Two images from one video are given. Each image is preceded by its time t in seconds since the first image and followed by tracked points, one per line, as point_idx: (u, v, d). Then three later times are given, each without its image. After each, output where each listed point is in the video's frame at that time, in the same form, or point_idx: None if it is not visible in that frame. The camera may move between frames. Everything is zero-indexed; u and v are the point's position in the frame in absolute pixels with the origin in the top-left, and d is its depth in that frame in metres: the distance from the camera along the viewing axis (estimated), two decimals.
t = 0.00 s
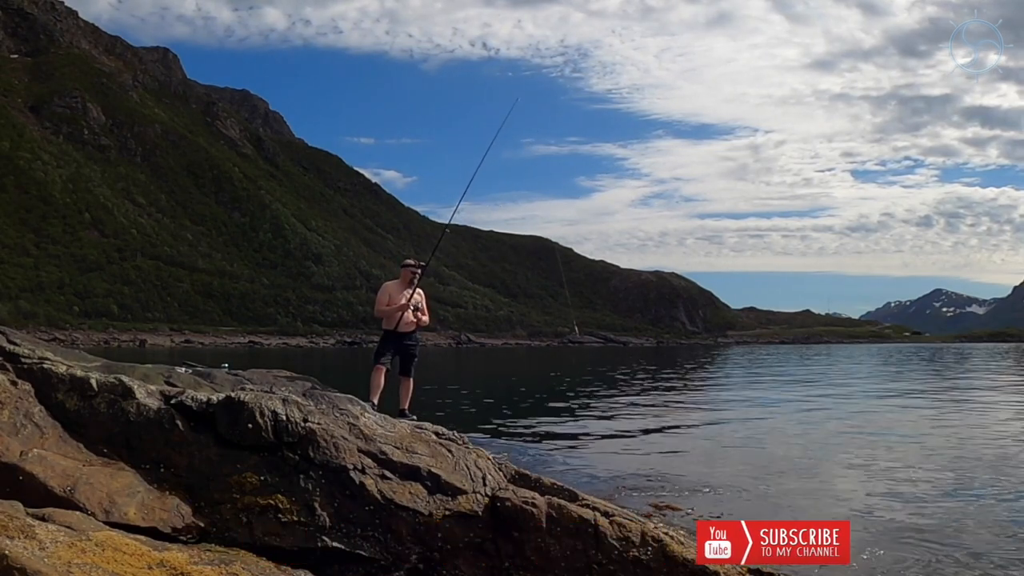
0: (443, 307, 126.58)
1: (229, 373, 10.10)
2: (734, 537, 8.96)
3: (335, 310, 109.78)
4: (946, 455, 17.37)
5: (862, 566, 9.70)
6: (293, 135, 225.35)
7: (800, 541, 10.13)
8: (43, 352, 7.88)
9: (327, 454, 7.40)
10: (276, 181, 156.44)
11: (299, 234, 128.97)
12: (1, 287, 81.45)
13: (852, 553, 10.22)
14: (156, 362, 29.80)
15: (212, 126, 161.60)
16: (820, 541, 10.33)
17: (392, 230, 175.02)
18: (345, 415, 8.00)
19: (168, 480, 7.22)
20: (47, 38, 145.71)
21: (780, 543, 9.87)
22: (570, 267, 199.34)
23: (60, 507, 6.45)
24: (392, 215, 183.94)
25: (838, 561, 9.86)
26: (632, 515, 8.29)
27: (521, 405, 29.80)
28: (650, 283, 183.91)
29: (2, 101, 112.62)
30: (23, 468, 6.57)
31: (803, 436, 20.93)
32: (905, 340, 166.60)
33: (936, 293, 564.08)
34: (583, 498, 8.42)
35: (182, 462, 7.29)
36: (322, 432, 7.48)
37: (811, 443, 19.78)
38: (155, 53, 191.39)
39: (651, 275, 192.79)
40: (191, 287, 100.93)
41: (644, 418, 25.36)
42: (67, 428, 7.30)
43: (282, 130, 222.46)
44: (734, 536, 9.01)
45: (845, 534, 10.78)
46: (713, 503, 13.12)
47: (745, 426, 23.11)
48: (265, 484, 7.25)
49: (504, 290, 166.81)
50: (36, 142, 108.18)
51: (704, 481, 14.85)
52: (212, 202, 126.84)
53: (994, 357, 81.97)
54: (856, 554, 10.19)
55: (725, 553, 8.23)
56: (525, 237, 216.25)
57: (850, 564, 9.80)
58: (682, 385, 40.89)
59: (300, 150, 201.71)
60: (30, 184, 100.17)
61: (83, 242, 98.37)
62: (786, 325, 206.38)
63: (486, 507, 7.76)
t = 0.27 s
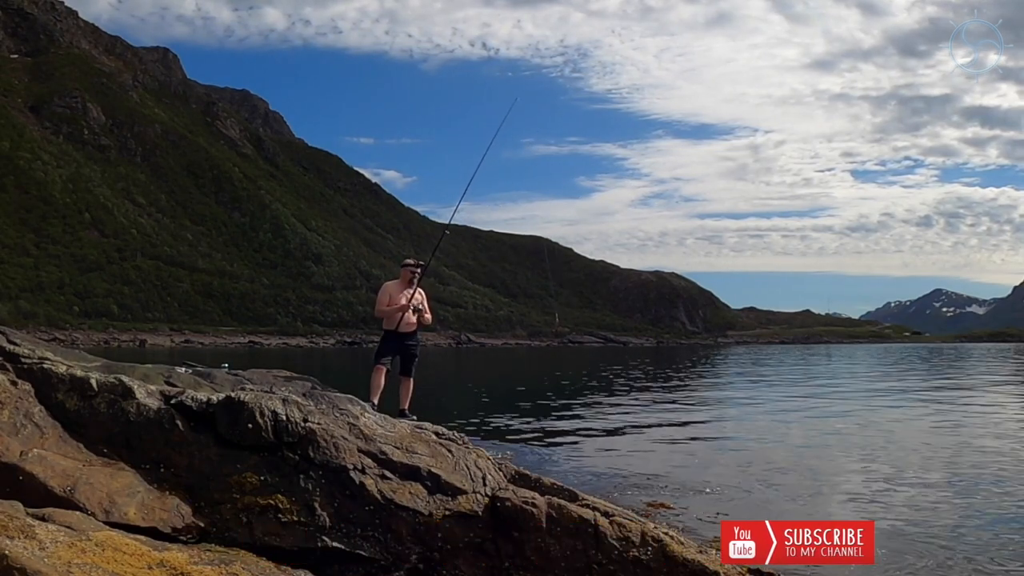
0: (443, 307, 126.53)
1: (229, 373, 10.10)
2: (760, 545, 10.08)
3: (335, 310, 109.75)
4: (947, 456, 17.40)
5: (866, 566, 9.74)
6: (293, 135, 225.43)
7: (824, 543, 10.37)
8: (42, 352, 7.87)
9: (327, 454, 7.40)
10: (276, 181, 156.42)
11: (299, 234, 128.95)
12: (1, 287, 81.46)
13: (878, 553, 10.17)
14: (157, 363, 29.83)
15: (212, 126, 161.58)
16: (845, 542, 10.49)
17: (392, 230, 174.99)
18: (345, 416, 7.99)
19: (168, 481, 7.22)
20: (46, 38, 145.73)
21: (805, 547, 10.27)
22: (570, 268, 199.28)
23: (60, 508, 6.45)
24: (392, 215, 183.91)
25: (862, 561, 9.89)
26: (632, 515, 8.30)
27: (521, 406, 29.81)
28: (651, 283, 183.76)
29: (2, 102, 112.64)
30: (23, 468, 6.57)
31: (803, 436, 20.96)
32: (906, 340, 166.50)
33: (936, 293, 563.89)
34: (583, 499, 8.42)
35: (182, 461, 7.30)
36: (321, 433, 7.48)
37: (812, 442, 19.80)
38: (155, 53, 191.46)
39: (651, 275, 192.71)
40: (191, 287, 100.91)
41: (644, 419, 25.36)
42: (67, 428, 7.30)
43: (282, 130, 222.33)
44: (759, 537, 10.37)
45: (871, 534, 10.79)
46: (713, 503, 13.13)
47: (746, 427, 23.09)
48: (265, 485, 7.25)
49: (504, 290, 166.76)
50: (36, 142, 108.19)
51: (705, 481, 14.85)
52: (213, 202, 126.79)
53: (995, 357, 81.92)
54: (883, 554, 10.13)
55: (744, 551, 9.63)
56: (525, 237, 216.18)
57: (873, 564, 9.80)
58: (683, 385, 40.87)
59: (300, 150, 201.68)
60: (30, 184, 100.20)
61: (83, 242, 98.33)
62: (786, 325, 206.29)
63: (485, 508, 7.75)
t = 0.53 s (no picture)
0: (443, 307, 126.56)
1: (228, 373, 10.10)
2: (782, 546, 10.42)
3: (335, 310, 109.77)
4: (946, 455, 17.43)
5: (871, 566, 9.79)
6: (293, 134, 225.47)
7: (848, 544, 10.51)
8: (43, 352, 7.88)
9: (327, 454, 7.39)
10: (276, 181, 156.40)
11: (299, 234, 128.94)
12: (2, 287, 81.49)
13: (901, 553, 10.20)
14: (157, 363, 29.85)
15: (212, 126, 161.60)
16: (869, 542, 10.58)
17: (392, 230, 175.01)
18: (345, 415, 7.99)
19: (168, 480, 7.22)
20: (46, 38, 145.77)
21: (829, 546, 10.46)
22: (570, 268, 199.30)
23: (60, 508, 6.45)
24: (392, 215, 183.91)
25: (886, 561, 9.94)
26: (632, 515, 8.28)
27: (521, 405, 29.81)
28: (651, 283, 183.70)
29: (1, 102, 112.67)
30: (23, 468, 6.56)
31: (803, 436, 20.99)
32: (905, 340, 166.54)
33: (936, 293, 563.96)
34: (583, 498, 8.42)
35: (182, 461, 7.29)
36: (321, 433, 7.48)
37: (812, 442, 19.82)
38: (155, 53, 191.51)
39: (651, 275, 192.72)
40: (191, 287, 100.90)
41: (643, 419, 25.36)
42: (67, 428, 7.30)
43: (282, 130, 222.30)
44: (783, 537, 10.85)
45: (894, 534, 10.84)
46: (713, 503, 13.15)
47: (746, 427, 23.05)
48: (265, 485, 7.24)
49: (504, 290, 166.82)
50: (36, 142, 108.24)
51: (706, 482, 14.87)
52: (212, 202, 126.78)
53: (994, 357, 81.96)
54: (905, 554, 10.17)
55: (766, 550, 10.25)
56: (525, 237, 216.19)
57: (898, 563, 9.83)
58: (682, 385, 40.88)
59: (299, 150, 201.70)
60: (30, 184, 100.24)
61: (83, 242, 98.34)
62: (786, 325, 206.34)
63: (486, 507, 7.75)
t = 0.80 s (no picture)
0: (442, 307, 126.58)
1: (228, 373, 10.11)
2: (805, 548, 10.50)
3: (335, 310, 109.79)
4: (948, 455, 17.44)
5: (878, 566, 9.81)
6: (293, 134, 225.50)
7: (873, 544, 10.56)
8: (43, 352, 7.87)
9: (327, 455, 7.39)
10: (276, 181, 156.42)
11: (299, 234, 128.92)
12: (2, 287, 81.55)
13: (924, 552, 10.24)
14: (156, 362, 29.87)
15: (212, 126, 161.58)
16: (892, 542, 10.66)
17: (392, 230, 174.99)
18: (345, 416, 8.00)
19: (169, 480, 7.22)
20: (46, 38, 145.83)
21: (854, 546, 10.54)
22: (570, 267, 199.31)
23: (59, 507, 6.45)
24: (392, 215, 183.95)
25: (909, 560, 9.97)
26: (632, 514, 8.28)
27: (521, 405, 29.83)
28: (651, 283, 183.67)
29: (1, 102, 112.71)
30: (23, 468, 6.57)
31: (803, 436, 20.99)
32: (905, 340, 166.50)
33: (936, 293, 563.77)
34: (583, 499, 8.42)
35: (181, 462, 7.29)
36: (321, 433, 7.48)
37: (813, 442, 19.85)
38: (155, 53, 191.55)
39: (651, 275, 192.72)
40: (191, 287, 100.92)
41: (643, 419, 25.36)
42: (68, 428, 7.31)
43: (282, 130, 222.35)
44: (808, 538, 11.03)
45: (918, 534, 10.89)
46: (716, 503, 13.15)
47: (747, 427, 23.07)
48: (265, 484, 7.24)
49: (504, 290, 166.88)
50: (36, 142, 108.28)
51: (708, 481, 14.89)
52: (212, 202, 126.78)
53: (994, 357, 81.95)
54: (928, 553, 10.20)
55: (789, 551, 10.38)
56: (525, 237, 216.18)
57: (922, 563, 9.86)
58: (682, 385, 40.89)
59: (299, 150, 201.70)
60: (30, 184, 100.28)
61: (83, 242, 98.39)
62: (786, 325, 206.30)
63: (486, 507, 7.74)
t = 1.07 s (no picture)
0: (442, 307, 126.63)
1: (228, 372, 10.11)
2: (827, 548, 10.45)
3: (335, 310, 109.81)
4: (949, 455, 17.44)
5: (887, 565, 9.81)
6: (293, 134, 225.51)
7: (897, 545, 10.53)
8: (43, 353, 7.88)
9: (327, 454, 7.39)
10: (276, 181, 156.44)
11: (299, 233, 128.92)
12: (2, 288, 81.59)
13: (948, 552, 10.25)
14: (157, 362, 29.88)
15: (212, 126, 161.58)
16: (915, 542, 10.67)
17: (392, 230, 175.00)
18: (345, 416, 7.99)
19: (169, 480, 7.23)
20: (46, 38, 145.84)
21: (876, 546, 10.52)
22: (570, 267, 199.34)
23: (59, 507, 6.45)
24: (392, 215, 183.99)
25: (933, 561, 9.98)
26: (633, 514, 8.27)
27: (520, 405, 29.85)
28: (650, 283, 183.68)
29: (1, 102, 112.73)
30: (23, 468, 6.57)
31: (803, 436, 20.98)
32: (905, 340, 166.52)
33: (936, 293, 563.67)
34: (583, 498, 8.41)
35: (182, 461, 7.29)
36: (321, 433, 7.48)
37: (813, 441, 19.88)
38: (155, 53, 191.55)
39: (651, 275, 192.78)
40: (191, 287, 100.93)
41: (642, 418, 25.37)
42: (68, 428, 7.31)
43: (282, 130, 222.44)
44: (831, 538, 10.96)
45: (941, 533, 10.91)
46: (717, 503, 13.14)
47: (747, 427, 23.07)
48: (265, 485, 7.25)
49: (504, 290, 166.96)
50: (36, 142, 108.29)
51: (709, 481, 14.88)
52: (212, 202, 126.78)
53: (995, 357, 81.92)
54: (951, 553, 10.22)
55: (812, 551, 10.33)
56: (525, 237, 216.19)
57: (945, 563, 9.86)
58: (681, 385, 40.91)
59: (299, 150, 201.72)
60: (30, 184, 100.30)
61: (83, 242, 98.42)
62: (786, 325, 206.32)
63: (485, 507, 7.74)
